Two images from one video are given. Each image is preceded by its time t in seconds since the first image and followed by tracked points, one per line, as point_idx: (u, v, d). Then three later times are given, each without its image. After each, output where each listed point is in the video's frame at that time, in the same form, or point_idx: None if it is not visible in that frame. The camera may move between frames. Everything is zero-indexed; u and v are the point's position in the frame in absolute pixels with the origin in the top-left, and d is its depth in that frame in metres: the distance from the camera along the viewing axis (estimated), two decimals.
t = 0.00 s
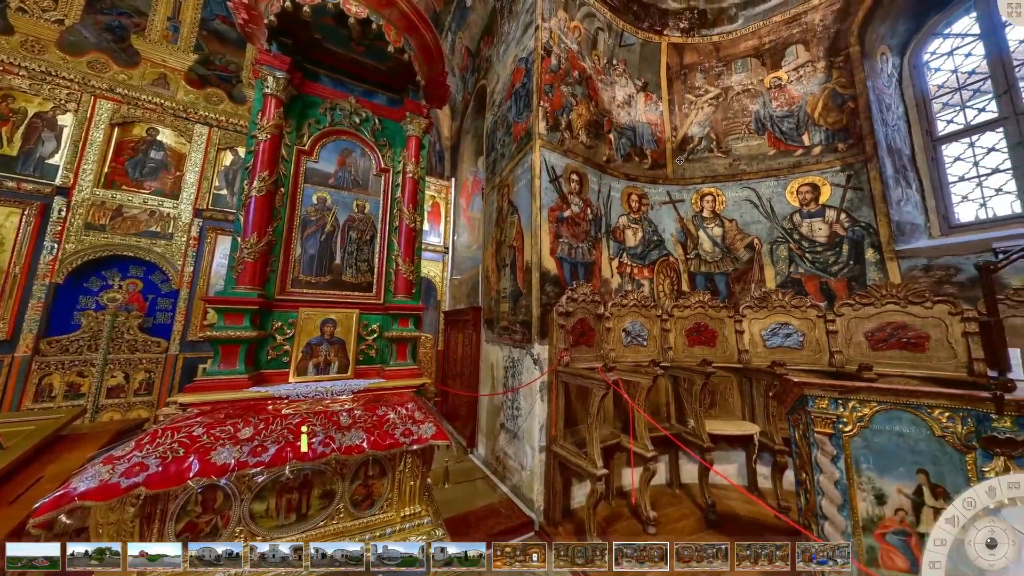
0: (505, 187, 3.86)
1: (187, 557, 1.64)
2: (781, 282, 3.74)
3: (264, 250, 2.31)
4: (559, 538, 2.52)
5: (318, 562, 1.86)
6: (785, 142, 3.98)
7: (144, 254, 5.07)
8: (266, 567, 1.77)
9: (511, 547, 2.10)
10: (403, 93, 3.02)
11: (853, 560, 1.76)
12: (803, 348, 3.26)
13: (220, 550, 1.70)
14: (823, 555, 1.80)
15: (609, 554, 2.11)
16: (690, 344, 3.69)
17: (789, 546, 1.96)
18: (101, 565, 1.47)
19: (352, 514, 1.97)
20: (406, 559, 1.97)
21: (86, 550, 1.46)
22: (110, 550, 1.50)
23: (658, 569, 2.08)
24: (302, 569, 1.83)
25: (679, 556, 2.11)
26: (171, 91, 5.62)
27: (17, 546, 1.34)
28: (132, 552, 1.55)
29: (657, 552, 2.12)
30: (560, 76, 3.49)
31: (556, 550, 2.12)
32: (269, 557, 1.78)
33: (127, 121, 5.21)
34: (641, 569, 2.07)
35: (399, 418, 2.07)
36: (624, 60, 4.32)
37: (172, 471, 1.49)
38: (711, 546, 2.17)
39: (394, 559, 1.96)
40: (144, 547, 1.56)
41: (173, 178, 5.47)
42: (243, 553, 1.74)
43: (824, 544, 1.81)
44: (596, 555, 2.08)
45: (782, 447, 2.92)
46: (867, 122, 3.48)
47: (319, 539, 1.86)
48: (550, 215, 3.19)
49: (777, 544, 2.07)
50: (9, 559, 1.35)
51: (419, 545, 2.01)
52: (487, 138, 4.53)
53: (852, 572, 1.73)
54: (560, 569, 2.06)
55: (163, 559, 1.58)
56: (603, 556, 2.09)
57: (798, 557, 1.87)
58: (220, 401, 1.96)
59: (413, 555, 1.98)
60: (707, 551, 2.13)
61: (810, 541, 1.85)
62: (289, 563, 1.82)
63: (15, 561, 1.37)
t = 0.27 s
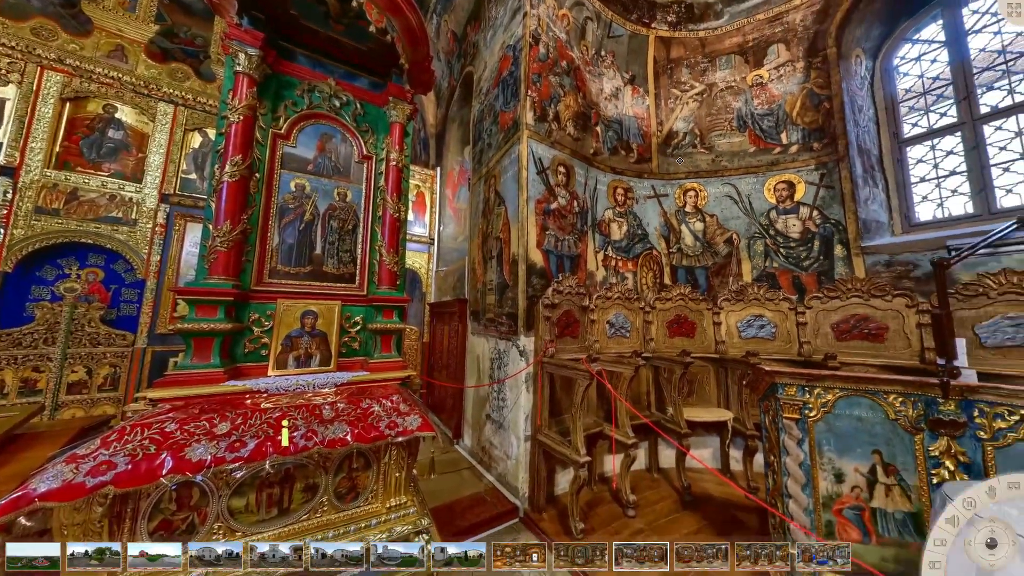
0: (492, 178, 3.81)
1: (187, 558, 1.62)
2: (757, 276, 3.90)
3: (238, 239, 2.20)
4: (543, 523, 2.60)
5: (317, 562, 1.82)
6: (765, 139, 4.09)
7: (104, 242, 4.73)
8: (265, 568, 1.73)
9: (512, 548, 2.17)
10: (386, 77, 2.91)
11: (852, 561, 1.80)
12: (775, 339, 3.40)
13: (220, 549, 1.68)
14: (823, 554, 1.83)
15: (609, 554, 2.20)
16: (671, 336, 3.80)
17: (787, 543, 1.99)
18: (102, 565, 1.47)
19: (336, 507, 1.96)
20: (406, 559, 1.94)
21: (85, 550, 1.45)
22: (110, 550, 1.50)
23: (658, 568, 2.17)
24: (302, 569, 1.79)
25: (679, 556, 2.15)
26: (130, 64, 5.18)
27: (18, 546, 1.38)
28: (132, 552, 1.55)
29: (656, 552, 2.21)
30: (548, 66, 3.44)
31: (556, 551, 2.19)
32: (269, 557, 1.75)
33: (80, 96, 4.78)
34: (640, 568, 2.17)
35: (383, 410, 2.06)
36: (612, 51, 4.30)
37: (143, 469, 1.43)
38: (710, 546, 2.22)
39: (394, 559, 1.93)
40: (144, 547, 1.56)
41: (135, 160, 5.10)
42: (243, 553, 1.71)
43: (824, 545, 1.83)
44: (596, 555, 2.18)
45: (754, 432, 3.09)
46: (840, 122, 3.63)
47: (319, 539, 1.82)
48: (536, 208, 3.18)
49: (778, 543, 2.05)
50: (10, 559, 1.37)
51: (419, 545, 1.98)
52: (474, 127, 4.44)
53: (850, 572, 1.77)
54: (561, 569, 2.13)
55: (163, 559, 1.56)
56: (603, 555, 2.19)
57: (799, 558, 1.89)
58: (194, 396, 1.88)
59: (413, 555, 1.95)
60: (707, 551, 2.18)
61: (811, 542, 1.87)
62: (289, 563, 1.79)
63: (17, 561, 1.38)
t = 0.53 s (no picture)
0: (477, 166, 3.75)
1: (187, 557, 1.61)
2: (733, 268, 4.06)
3: (208, 225, 2.08)
4: (527, 507, 2.69)
5: (318, 562, 1.83)
6: (745, 135, 4.20)
7: (54, 226, 4.34)
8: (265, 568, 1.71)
9: (511, 547, 2.11)
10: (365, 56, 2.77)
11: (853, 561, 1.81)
12: (748, 328, 3.57)
13: (220, 549, 1.66)
14: (822, 554, 1.86)
15: (609, 554, 2.12)
16: (651, 326, 3.92)
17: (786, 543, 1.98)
18: (102, 565, 1.48)
19: (319, 499, 1.94)
20: (406, 559, 1.89)
21: (87, 549, 1.45)
22: (111, 550, 1.50)
23: (659, 569, 2.07)
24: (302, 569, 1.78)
25: (679, 556, 2.10)
26: (74, 29, 4.63)
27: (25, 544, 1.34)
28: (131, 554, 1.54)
29: (657, 552, 2.12)
30: (535, 52, 3.37)
31: (556, 551, 2.12)
32: (269, 557, 1.73)
33: (17, 62, 4.27)
34: (641, 569, 2.07)
35: (366, 401, 2.03)
36: (600, 40, 4.25)
37: (109, 467, 1.36)
38: (711, 545, 2.12)
39: (394, 559, 1.89)
40: (144, 547, 1.54)
41: (85, 137, 4.65)
42: (243, 552, 1.70)
43: (824, 545, 1.85)
44: (596, 555, 2.11)
45: (726, 416, 3.27)
46: (815, 120, 3.76)
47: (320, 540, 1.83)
48: (522, 198, 3.16)
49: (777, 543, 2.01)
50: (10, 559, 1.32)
51: (419, 545, 1.94)
52: (459, 112, 4.32)
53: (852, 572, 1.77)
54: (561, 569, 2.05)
55: (163, 559, 1.55)
56: (603, 555, 2.11)
57: (798, 558, 1.92)
58: (164, 390, 1.79)
59: (413, 555, 1.90)
60: (708, 551, 2.09)
61: (810, 542, 1.89)
62: (289, 563, 1.77)
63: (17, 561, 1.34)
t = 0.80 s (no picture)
0: (462, 154, 3.67)
1: (187, 557, 1.60)
2: (711, 260, 4.20)
3: (173, 210, 1.94)
4: (511, 493, 2.77)
5: (317, 562, 1.81)
6: (726, 130, 4.29)
7: None
8: (266, 568, 1.71)
9: (511, 547, 2.10)
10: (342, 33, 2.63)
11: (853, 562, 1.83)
12: (723, 318, 3.72)
13: (220, 549, 1.65)
14: (823, 555, 1.90)
15: (609, 554, 2.09)
16: (633, 316, 4.02)
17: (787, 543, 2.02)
18: (102, 565, 1.46)
19: (301, 491, 1.91)
20: (406, 559, 1.92)
21: (86, 550, 1.45)
22: (110, 549, 1.48)
23: (659, 569, 2.02)
24: (301, 570, 1.77)
25: (679, 556, 2.07)
26: None
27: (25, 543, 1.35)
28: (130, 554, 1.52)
29: (657, 552, 2.08)
30: (521, 37, 3.29)
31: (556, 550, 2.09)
32: (269, 557, 1.72)
33: None
34: (641, 569, 2.03)
35: (349, 393, 2.00)
36: (587, 27, 4.18)
37: (71, 466, 1.29)
38: (711, 545, 2.08)
39: (394, 559, 1.91)
40: (144, 547, 1.54)
41: (25, 110, 4.13)
42: (243, 552, 1.68)
43: (824, 545, 1.90)
44: (596, 555, 2.08)
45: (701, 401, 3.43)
46: (792, 118, 3.89)
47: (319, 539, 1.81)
48: (508, 187, 3.13)
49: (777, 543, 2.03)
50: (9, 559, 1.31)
51: (419, 546, 1.96)
52: (443, 97, 4.19)
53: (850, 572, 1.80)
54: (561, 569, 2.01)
55: (163, 558, 1.55)
56: (603, 556, 2.08)
57: (799, 558, 1.95)
58: (129, 386, 1.70)
59: (413, 555, 1.93)
60: (708, 551, 2.06)
61: (811, 542, 1.95)
62: (289, 562, 1.77)
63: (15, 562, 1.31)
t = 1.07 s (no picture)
0: (446, 141, 3.57)
1: (186, 558, 1.59)
2: (691, 252, 4.33)
3: (133, 195, 1.80)
4: (496, 480, 2.83)
5: (317, 561, 1.76)
6: (707, 123, 4.37)
7: None
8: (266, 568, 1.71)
9: (512, 547, 2.07)
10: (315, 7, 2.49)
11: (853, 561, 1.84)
12: (701, 308, 3.86)
13: (220, 549, 1.66)
14: (822, 554, 1.89)
15: (609, 553, 2.06)
16: (616, 306, 4.09)
17: (786, 543, 2.03)
18: (102, 565, 1.45)
19: (283, 485, 1.87)
20: (406, 559, 1.91)
21: (86, 550, 1.44)
22: (110, 549, 1.48)
23: (659, 569, 2.01)
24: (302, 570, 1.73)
25: (678, 556, 2.07)
26: None
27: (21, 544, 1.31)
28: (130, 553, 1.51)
29: (657, 551, 2.06)
30: (507, 20, 3.19)
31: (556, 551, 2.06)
32: (269, 557, 1.74)
33: None
34: (641, 569, 2.01)
35: (331, 386, 1.96)
36: (574, 13, 4.10)
37: (26, 468, 1.20)
38: (711, 545, 2.06)
39: (394, 559, 1.90)
40: (144, 547, 1.52)
41: None
42: (243, 552, 1.70)
43: (824, 544, 1.90)
44: (596, 555, 2.04)
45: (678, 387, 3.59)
46: (769, 114, 4.01)
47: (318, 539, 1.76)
48: (493, 176, 3.09)
49: (777, 543, 2.03)
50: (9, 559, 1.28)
51: (419, 544, 1.96)
52: (425, 81, 4.04)
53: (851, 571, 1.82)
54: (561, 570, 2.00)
55: (163, 559, 1.54)
56: (603, 555, 2.05)
57: (799, 558, 1.94)
58: (91, 381, 1.60)
59: (413, 555, 1.92)
60: (707, 550, 2.04)
61: (811, 542, 1.93)
62: (289, 563, 1.74)
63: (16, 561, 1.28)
